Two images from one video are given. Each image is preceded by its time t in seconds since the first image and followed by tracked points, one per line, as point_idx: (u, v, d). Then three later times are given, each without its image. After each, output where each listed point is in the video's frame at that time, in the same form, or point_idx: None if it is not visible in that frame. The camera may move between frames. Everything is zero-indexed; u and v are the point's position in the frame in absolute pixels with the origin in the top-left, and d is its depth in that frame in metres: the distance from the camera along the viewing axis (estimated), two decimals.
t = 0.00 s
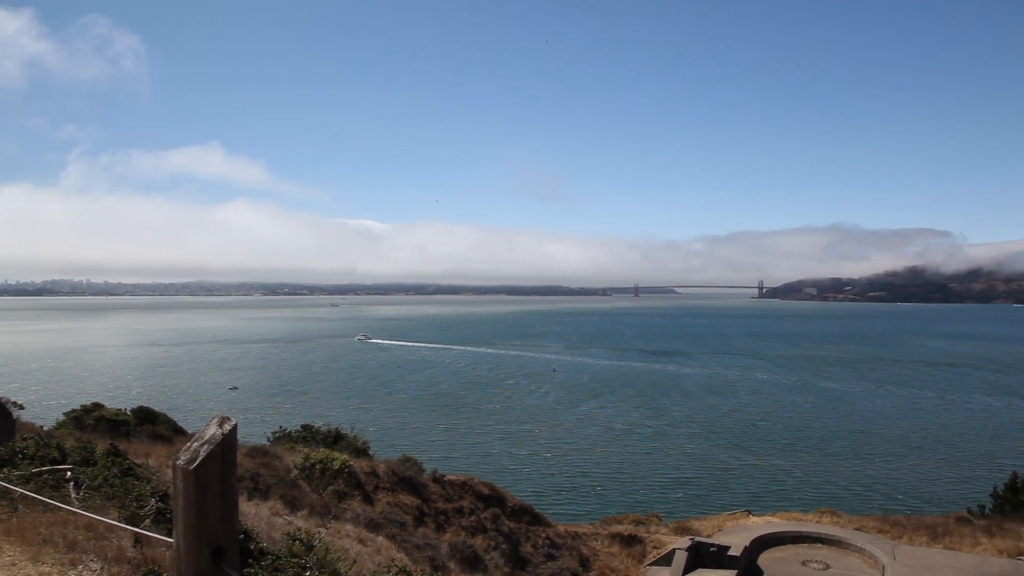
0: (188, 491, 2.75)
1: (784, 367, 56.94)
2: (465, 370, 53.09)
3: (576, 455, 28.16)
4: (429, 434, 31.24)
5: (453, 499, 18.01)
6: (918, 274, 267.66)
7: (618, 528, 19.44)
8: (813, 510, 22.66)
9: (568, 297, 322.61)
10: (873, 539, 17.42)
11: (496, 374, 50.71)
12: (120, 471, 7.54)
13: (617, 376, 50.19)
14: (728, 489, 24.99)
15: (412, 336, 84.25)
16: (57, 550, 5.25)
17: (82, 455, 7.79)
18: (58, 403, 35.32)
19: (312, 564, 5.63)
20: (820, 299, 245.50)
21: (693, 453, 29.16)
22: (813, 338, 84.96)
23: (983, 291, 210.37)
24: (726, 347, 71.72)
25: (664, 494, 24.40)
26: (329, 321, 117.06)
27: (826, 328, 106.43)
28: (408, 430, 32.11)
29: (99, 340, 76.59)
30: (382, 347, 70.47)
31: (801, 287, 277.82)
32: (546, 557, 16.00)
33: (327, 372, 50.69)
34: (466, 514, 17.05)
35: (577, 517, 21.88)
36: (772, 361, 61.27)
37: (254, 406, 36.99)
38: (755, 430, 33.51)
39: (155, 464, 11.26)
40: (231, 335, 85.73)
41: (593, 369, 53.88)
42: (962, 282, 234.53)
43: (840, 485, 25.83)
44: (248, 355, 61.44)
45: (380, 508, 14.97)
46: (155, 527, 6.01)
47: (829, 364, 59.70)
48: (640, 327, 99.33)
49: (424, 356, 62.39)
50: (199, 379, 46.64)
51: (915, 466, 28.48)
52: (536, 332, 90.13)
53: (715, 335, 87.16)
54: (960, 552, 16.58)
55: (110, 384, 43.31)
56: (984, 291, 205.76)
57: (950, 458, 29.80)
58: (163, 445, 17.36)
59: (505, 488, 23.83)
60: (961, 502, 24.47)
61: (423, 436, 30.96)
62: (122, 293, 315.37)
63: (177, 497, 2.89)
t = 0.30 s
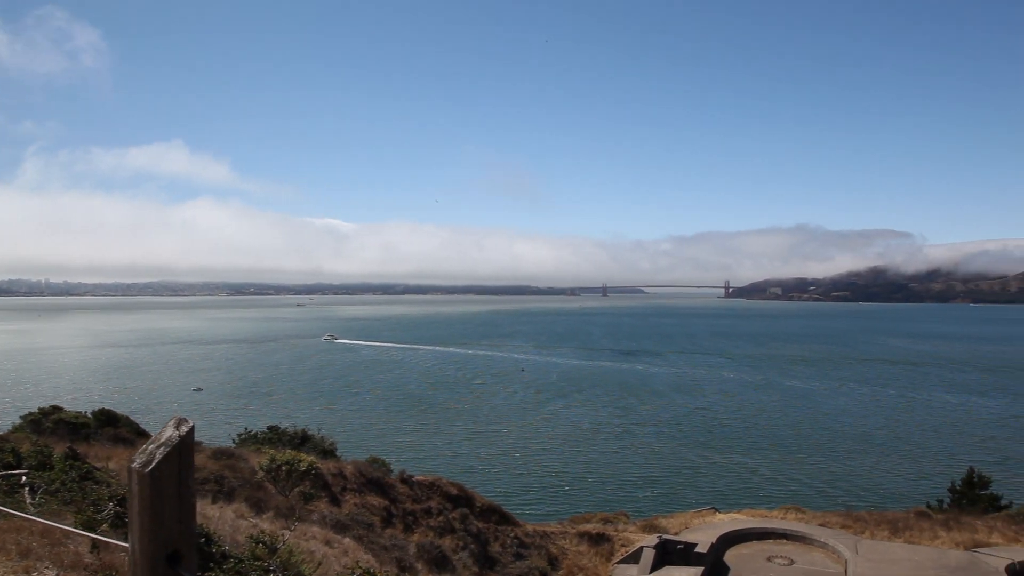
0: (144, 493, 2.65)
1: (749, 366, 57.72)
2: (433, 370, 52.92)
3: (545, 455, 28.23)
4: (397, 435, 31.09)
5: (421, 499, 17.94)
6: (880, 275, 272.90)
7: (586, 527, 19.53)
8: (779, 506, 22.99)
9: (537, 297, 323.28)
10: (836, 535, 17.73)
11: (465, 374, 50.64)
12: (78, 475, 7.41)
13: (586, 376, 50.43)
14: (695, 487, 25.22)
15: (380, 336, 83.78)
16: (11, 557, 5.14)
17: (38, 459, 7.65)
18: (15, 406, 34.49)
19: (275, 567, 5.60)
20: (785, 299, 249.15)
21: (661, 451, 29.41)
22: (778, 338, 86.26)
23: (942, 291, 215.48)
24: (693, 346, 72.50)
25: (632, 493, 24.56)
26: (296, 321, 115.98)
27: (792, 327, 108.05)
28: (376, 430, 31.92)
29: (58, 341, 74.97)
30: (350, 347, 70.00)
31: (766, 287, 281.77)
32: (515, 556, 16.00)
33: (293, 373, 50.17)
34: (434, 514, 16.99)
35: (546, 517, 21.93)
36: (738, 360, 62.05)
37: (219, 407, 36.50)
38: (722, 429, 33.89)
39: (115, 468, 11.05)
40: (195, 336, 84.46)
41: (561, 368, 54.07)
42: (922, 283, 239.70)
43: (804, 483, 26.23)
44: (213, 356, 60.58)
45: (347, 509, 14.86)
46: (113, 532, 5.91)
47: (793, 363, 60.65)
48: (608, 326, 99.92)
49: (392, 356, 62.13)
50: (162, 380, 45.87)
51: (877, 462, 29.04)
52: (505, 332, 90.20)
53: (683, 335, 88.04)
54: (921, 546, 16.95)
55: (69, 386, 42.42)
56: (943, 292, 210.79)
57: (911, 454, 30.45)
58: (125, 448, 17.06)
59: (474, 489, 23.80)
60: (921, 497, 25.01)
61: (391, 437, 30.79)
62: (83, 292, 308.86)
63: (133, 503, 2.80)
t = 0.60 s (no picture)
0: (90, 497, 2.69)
1: (710, 365, 58.47)
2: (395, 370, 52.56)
3: (507, 455, 28.23)
4: (358, 436, 30.81)
5: (382, 500, 17.80)
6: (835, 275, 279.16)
7: (548, 526, 19.58)
8: (737, 503, 23.34)
9: (500, 296, 323.30)
10: (793, 530, 18.05)
11: (427, 374, 50.43)
12: (25, 480, 7.21)
13: (548, 375, 50.59)
14: (656, 485, 25.47)
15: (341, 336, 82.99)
16: None
17: None
18: None
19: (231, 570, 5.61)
20: (744, 298, 252.99)
21: (623, 450, 29.64)
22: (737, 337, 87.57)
23: (896, 290, 220.89)
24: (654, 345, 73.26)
25: (594, 492, 24.69)
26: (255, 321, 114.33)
27: (751, 325, 109.75)
28: (337, 431, 31.58)
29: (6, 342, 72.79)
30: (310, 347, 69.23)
31: (726, 287, 285.77)
32: (477, 557, 15.99)
33: (252, 374, 49.42)
34: (395, 515, 16.89)
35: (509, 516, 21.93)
36: (699, 358, 62.86)
37: (175, 409, 35.80)
38: (682, 427, 34.28)
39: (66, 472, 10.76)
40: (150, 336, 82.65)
41: (523, 368, 54.15)
42: (876, 282, 245.33)
43: (763, 479, 26.66)
44: (169, 357, 59.40)
45: (306, 512, 14.70)
46: (60, 538, 5.81)
47: (753, 361, 61.60)
48: (570, 326, 100.29)
49: (354, 356, 61.62)
50: (116, 382, 44.80)
51: (833, 459, 29.64)
52: (468, 331, 90.09)
53: (644, 334, 88.83)
54: (874, 540, 17.35)
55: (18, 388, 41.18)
56: (896, 291, 216.07)
57: (866, 450, 31.13)
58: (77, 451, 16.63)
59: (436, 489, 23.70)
60: (876, 492, 25.60)
61: (352, 438, 30.49)
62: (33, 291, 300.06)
63: (77, 508, 2.79)
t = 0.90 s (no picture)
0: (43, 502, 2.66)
1: (677, 365, 59.06)
2: (362, 371, 52.23)
3: (476, 456, 28.20)
4: (325, 438, 30.55)
5: (349, 503, 17.65)
6: (799, 275, 284.02)
7: (516, 526, 19.60)
8: (704, 502, 23.60)
9: (469, 297, 323.25)
10: (758, 527, 18.29)
11: (396, 374, 50.24)
12: None
13: (516, 375, 50.74)
14: (624, 485, 25.63)
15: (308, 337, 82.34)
16: None
17: None
18: None
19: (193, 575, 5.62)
20: (710, 299, 256.24)
21: (591, 450, 29.79)
22: (704, 337, 88.66)
23: (857, 291, 225.36)
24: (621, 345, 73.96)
25: (563, 492, 24.77)
26: (220, 322, 112.91)
27: (717, 326, 111.19)
28: (303, 433, 31.30)
29: None
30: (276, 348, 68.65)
31: (692, 287, 289.03)
32: (445, 558, 15.93)
33: (216, 375, 48.81)
34: (362, 517, 16.76)
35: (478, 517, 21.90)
36: (665, 358, 63.55)
37: (137, 411, 35.22)
38: (649, 427, 34.58)
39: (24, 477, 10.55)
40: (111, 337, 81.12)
41: (491, 369, 54.21)
42: (838, 283, 250.11)
43: (729, 478, 26.97)
44: (131, 358, 58.42)
45: (272, 514, 14.52)
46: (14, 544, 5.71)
47: (719, 361, 62.37)
48: (538, 327, 100.59)
49: (321, 357, 61.23)
50: (75, 384, 43.92)
51: (798, 457, 30.09)
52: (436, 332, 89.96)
53: (612, 334, 89.48)
54: (837, 536, 17.66)
55: None
56: (858, 291, 220.41)
57: (829, 448, 31.68)
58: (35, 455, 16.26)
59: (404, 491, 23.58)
60: (839, 490, 26.05)
61: (319, 439, 30.23)
62: None
63: (31, 516, 2.74)
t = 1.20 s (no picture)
0: None
1: (639, 366, 59.61)
2: (324, 374, 51.78)
3: (440, 458, 28.12)
4: (286, 441, 30.22)
5: (311, 506, 17.45)
6: (759, 277, 288.78)
7: (479, 528, 19.57)
8: (667, 502, 23.84)
9: (432, 299, 322.01)
10: (720, 527, 18.52)
11: (359, 377, 49.91)
12: None
13: (480, 377, 50.78)
14: (588, 486, 25.76)
15: (268, 339, 81.27)
16: None
17: None
18: None
19: None
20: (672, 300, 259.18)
21: (555, 452, 29.92)
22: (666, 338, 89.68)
23: (816, 292, 229.77)
24: (584, 347, 74.48)
25: (528, 493, 24.82)
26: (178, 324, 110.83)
27: (679, 327, 112.60)
28: (264, 436, 30.93)
29: None
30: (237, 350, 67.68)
31: (654, 289, 291.87)
32: (408, 561, 15.85)
33: (174, 379, 47.96)
34: (324, 522, 16.59)
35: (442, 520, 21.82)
36: (628, 360, 64.12)
37: (92, 416, 34.45)
38: (612, 428, 34.85)
39: None
40: (64, 340, 79.01)
41: (455, 370, 54.15)
42: (797, 285, 254.88)
43: (691, 478, 27.30)
44: (84, 362, 57.03)
45: (231, 520, 14.28)
46: None
47: (682, 362, 63.04)
48: (502, 328, 100.50)
49: (282, 359, 60.56)
50: (26, 388, 42.76)
51: (758, 457, 30.56)
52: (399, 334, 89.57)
53: (576, 336, 90.03)
54: (797, 533, 17.96)
55: None
56: (817, 292, 224.78)
57: (788, 447, 32.25)
58: None
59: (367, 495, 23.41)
60: (798, 488, 26.50)
61: (280, 443, 29.87)
62: None
63: None
